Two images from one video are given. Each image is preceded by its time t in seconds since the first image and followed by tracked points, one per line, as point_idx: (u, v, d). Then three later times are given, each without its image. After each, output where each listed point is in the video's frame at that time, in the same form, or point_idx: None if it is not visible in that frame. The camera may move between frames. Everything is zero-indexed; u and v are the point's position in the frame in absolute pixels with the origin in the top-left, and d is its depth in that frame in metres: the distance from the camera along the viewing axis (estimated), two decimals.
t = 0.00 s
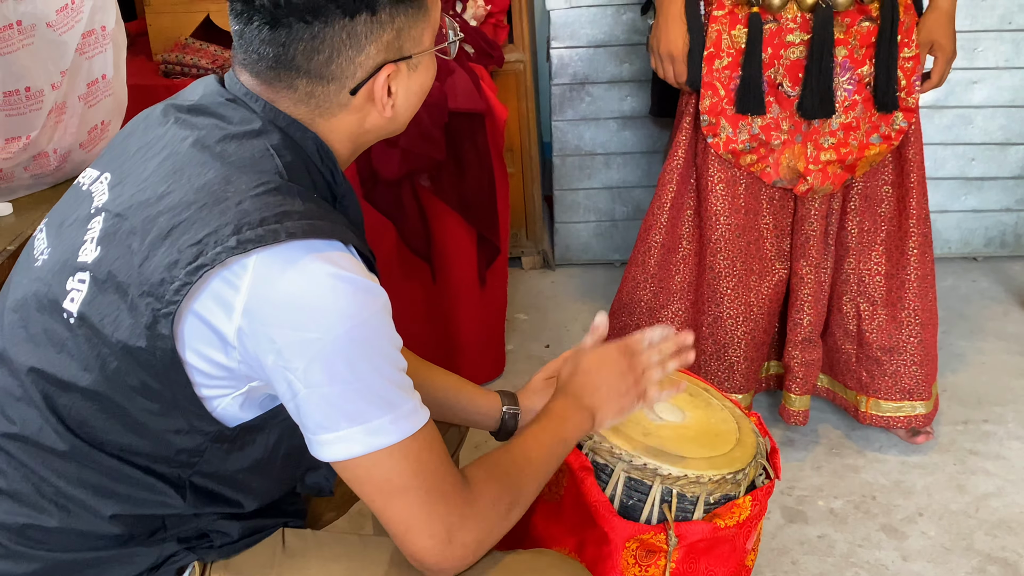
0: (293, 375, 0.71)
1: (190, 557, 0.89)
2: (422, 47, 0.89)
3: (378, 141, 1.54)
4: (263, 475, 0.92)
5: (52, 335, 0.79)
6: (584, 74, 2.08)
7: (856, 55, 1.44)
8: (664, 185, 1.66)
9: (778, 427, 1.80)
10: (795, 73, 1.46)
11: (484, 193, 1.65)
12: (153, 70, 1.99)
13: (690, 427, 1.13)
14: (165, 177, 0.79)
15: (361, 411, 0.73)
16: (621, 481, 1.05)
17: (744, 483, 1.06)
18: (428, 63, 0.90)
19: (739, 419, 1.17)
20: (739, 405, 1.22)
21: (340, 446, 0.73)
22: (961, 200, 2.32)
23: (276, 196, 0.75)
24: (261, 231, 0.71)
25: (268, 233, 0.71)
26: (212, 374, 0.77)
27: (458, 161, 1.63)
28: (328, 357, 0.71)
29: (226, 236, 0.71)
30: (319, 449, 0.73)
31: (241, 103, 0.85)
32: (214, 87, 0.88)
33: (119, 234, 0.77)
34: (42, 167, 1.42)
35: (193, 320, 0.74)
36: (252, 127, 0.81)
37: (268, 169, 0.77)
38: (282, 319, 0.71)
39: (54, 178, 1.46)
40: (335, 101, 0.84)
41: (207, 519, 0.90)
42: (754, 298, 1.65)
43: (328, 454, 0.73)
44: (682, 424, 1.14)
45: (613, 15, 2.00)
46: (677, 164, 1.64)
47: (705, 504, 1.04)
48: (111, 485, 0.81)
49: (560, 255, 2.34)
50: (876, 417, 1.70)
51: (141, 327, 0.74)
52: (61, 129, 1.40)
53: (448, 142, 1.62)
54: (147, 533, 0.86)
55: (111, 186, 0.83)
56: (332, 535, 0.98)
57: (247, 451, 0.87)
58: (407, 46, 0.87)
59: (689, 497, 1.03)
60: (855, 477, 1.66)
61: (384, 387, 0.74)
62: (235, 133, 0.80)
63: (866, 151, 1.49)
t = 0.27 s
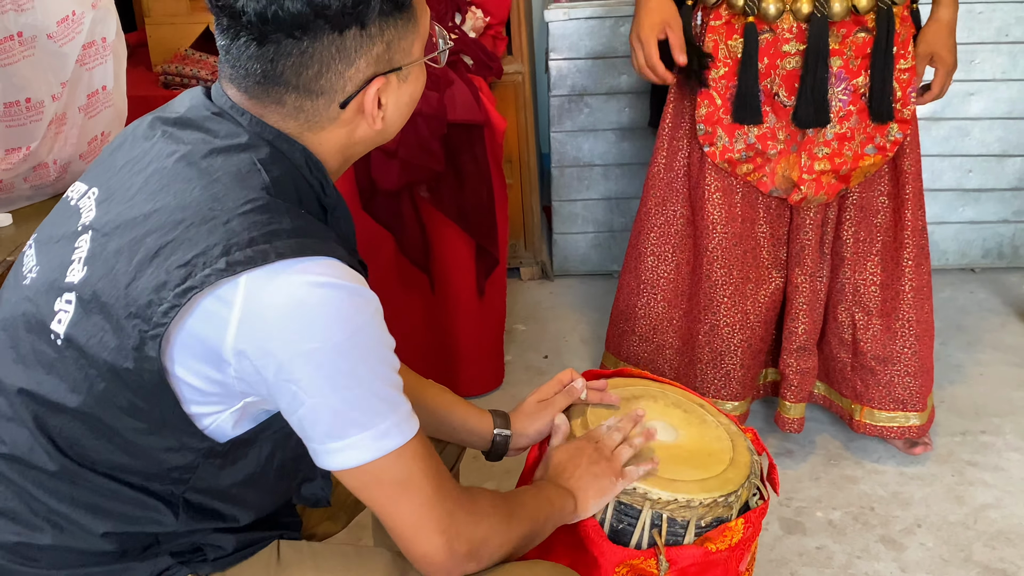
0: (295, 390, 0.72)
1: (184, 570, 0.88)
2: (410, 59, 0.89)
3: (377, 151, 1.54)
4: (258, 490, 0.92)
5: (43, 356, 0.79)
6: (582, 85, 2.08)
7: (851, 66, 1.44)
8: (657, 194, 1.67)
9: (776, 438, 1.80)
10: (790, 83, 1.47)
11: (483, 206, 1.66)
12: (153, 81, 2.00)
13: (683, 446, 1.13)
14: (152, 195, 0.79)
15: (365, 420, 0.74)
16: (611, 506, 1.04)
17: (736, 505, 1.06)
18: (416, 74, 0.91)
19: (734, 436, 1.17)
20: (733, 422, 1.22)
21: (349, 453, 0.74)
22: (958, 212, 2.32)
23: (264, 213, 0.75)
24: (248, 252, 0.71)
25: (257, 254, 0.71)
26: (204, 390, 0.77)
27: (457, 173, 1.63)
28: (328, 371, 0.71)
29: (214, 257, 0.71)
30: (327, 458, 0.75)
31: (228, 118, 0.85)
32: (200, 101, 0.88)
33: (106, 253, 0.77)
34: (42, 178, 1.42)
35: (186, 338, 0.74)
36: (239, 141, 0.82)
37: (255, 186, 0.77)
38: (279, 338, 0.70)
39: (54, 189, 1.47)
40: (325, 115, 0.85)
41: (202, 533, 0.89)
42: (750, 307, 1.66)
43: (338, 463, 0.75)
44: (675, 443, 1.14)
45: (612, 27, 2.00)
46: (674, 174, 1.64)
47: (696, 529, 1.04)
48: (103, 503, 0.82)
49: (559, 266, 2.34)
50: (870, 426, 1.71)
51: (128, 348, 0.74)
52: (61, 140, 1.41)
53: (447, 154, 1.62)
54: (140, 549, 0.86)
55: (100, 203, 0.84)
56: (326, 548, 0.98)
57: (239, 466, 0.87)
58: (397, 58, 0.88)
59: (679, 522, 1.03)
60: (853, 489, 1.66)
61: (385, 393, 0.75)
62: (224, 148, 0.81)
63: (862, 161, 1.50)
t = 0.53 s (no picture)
0: (273, 408, 0.72)
1: None
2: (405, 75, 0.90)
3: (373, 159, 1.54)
4: (248, 502, 0.92)
5: (32, 367, 0.80)
6: (579, 95, 2.09)
7: (846, 74, 1.45)
8: (652, 203, 1.68)
9: (773, 447, 1.80)
10: (785, 91, 1.48)
11: (481, 216, 1.66)
12: (150, 90, 2.00)
13: (683, 451, 1.13)
14: (141, 208, 0.79)
15: (343, 443, 0.73)
16: (613, 508, 1.05)
17: (737, 509, 1.06)
18: (411, 86, 0.91)
19: (735, 443, 1.17)
20: (733, 427, 1.22)
21: (324, 477, 0.74)
22: (954, 222, 2.33)
23: (251, 228, 0.75)
24: (233, 267, 0.71)
25: (241, 268, 0.71)
26: (189, 408, 0.77)
27: (455, 183, 1.64)
28: (308, 390, 0.71)
29: (198, 271, 0.71)
30: (304, 480, 0.74)
31: (221, 131, 0.85)
32: (194, 113, 0.89)
33: (93, 266, 0.77)
34: (41, 187, 1.42)
35: (168, 352, 0.74)
36: (230, 154, 0.82)
37: (243, 201, 0.77)
38: (260, 353, 0.71)
39: (53, 198, 1.47)
40: (318, 130, 0.85)
41: (193, 545, 0.89)
42: (742, 315, 1.66)
43: (312, 485, 0.74)
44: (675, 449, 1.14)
45: (609, 38, 2.01)
46: (671, 183, 1.65)
47: (698, 532, 1.04)
48: (93, 514, 0.82)
49: (556, 275, 2.35)
50: (863, 438, 1.71)
51: (113, 362, 0.74)
52: (59, 149, 1.41)
53: (446, 164, 1.62)
54: (131, 562, 0.87)
55: (90, 215, 0.84)
56: (322, 560, 0.98)
57: (229, 479, 0.87)
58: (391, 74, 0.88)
59: (681, 526, 1.04)
60: (850, 498, 1.66)
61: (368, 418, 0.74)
62: (213, 162, 0.81)
63: (862, 169, 1.49)
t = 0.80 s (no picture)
0: (283, 410, 0.71)
1: None
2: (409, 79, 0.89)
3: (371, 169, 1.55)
4: (248, 509, 0.92)
5: (33, 373, 0.80)
6: (577, 104, 2.09)
7: (838, 83, 1.45)
8: (646, 210, 1.68)
9: (770, 456, 1.80)
10: (778, 100, 1.48)
11: (480, 223, 1.66)
12: (149, 98, 2.00)
13: (679, 463, 1.13)
14: (143, 214, 0.79)
15: (357, 440, 0.73)
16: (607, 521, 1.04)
17: (733, 522, 1.06)
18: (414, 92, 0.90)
19: (731, 454, 1.17)
20: (730, 438, 1.22)
21: (342, 474, 0.73)
22: (951, 231, 2.33)
23: (255, 231, 0.75)
24: (238, 271, 0.71)
25: (246, 273, 0.71)
26: (195, 413, 0.77)
27: (453, 190, 1.63)
28: (318, 390, 0.71)
29: (202, 276, 0.71)
30: (320, 479, 0.74)
31: (223, 134, 0.85)
32: (195, 117, 0.89)
33: (96, 272, 0.77)
34: (38, 195, 1.42)
35: (174, 357, 0.74)
36: (231, 158, 0.82)
37: (246, 205, 0.77)
38: (267, 357, 0.70)
39: (48, 206, 1.46)
40: (318, 131, 0.85)
41: (195, 552, 0.89)
42: (734, 322, 1.66)
43: (330, 483, 0.74)
44: (671, 460, 1.13)
45: (605, 47, 2.02)
46: (665, 190, 1.65)
47: (693, 545, 1.03)
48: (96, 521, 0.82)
49: (553, 283, 2.34)
50: (859, 445, 1.71)
51: (117, 368, 0.74)
52: (56, 156, 1.40)
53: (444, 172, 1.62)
54: (133, 569, 0.86)
55: (92, 221, 0.84)
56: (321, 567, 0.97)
57: (232, 485, 0.87)
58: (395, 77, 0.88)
59: (676, 538, 1.03)
60: (848, 508, 1.66)
61: (382, 412, 0.74)
62: (214, 166, 0.81)
63: (849, 178, 1.49)
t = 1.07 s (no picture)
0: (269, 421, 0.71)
1: None
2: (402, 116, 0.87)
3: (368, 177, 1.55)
4: (241, 518, 0.91)
5: (26, 381, 0.80)
6: (573, 113, 2.10)
7: (835, 93, 1.46)
8: (644, 218, 1.68)
9: (766, 465, 1.80)
10: (775, 109, 1.48)
11: (476, 232, 1.67)
12: (145, 106, 2.00)
13: (675, 467, 1.13)
14: (138, 221, 0.79)
15: (338, 455, 0.73)
16: (607, 523, 1.04)
17: (731, 525, 1.06)
18: (407, 135, 0.88)
19: (728, 459, 1.16)
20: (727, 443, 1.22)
21: (319, 490, 0.73)
22: (947, 241, 2.34)
23: (249, 240, 0.75)
24: (232, 278, 0.71)
25: (238, 280, 0.71)
26: (184, 421, 0.77)
27: (450, 199, 1.64)
28: (303, 402, 0.71)
29: (196, 282, 0.71)
30: (299, 492, 0.73)
31: (224, 141, 0.86)
32: (197, 125, 0.89)
33: (91, 279, 0.77)
34: (34, 203, 1.42)
35: (164, 365, 0.73)
36: (225, 166, 0.82)
37: (241, 213, 0.77)
38: (260, 364, 0.70)
39: (45, 213, 1.46)
40: (296, 129, 0.84)
41: (186, 561, 0.89)
42: (732, 330, 1.66)
43: (307, 498, 0.73)
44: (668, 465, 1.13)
45: (603, 56, 2.02)
46: (663, 199, 1.65)
47: (691, 548, 1.04)
48: (85, 531, 0.81)
49: (549, 292, 2.35)
50: (855, 453, 1.71)
51: (110, 375, 0.74)
52: (53, 164, 1.40)
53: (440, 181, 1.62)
54: None
55: (87, 228, 0.84)
56: None
57: (225, 494, 0.87)
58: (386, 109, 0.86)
59: (675, 540, 1.03)
60: (844, 517, 1.65)
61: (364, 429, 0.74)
62: (209, 174, 0.81)
63: (846, 187, 1.49)
